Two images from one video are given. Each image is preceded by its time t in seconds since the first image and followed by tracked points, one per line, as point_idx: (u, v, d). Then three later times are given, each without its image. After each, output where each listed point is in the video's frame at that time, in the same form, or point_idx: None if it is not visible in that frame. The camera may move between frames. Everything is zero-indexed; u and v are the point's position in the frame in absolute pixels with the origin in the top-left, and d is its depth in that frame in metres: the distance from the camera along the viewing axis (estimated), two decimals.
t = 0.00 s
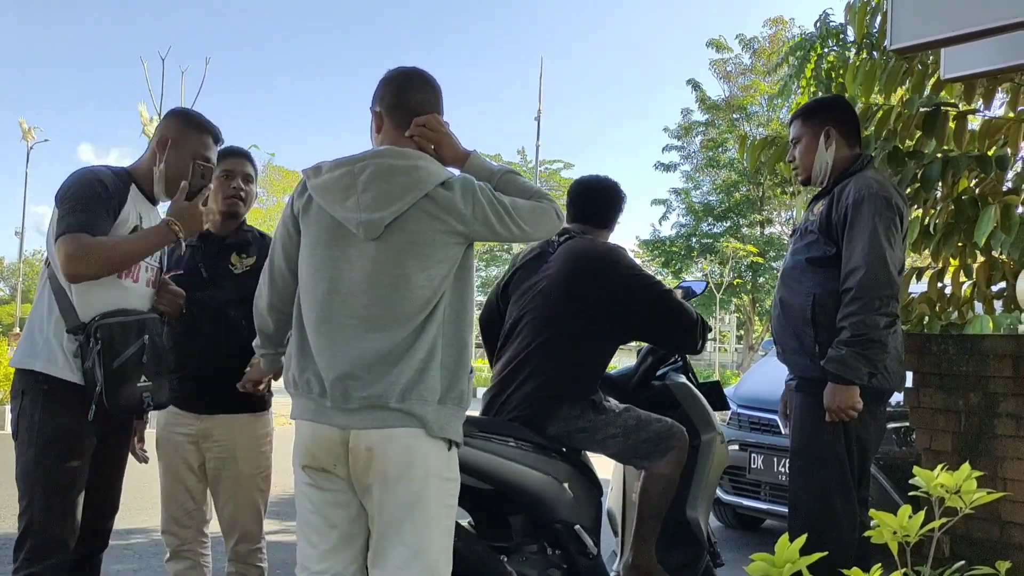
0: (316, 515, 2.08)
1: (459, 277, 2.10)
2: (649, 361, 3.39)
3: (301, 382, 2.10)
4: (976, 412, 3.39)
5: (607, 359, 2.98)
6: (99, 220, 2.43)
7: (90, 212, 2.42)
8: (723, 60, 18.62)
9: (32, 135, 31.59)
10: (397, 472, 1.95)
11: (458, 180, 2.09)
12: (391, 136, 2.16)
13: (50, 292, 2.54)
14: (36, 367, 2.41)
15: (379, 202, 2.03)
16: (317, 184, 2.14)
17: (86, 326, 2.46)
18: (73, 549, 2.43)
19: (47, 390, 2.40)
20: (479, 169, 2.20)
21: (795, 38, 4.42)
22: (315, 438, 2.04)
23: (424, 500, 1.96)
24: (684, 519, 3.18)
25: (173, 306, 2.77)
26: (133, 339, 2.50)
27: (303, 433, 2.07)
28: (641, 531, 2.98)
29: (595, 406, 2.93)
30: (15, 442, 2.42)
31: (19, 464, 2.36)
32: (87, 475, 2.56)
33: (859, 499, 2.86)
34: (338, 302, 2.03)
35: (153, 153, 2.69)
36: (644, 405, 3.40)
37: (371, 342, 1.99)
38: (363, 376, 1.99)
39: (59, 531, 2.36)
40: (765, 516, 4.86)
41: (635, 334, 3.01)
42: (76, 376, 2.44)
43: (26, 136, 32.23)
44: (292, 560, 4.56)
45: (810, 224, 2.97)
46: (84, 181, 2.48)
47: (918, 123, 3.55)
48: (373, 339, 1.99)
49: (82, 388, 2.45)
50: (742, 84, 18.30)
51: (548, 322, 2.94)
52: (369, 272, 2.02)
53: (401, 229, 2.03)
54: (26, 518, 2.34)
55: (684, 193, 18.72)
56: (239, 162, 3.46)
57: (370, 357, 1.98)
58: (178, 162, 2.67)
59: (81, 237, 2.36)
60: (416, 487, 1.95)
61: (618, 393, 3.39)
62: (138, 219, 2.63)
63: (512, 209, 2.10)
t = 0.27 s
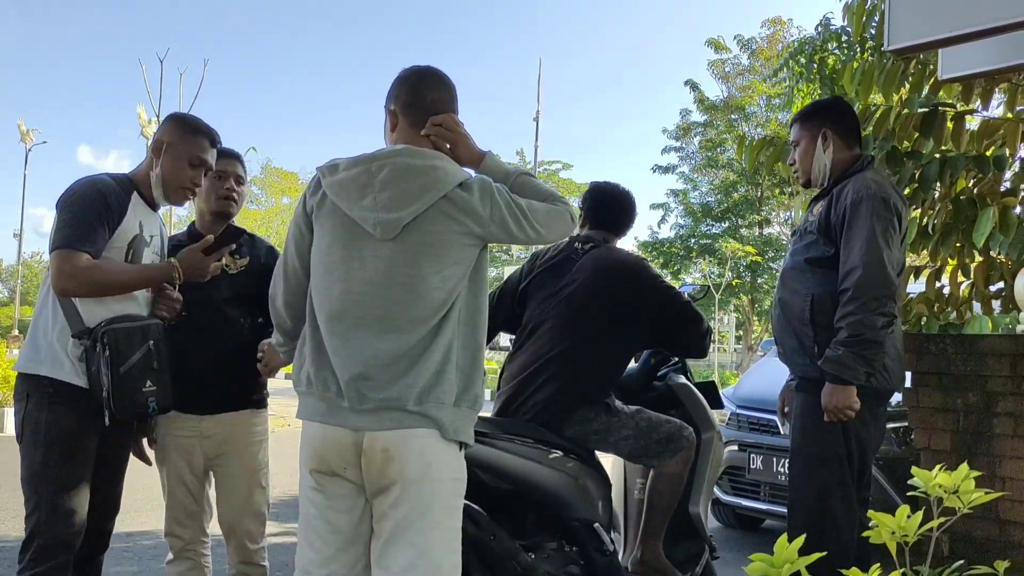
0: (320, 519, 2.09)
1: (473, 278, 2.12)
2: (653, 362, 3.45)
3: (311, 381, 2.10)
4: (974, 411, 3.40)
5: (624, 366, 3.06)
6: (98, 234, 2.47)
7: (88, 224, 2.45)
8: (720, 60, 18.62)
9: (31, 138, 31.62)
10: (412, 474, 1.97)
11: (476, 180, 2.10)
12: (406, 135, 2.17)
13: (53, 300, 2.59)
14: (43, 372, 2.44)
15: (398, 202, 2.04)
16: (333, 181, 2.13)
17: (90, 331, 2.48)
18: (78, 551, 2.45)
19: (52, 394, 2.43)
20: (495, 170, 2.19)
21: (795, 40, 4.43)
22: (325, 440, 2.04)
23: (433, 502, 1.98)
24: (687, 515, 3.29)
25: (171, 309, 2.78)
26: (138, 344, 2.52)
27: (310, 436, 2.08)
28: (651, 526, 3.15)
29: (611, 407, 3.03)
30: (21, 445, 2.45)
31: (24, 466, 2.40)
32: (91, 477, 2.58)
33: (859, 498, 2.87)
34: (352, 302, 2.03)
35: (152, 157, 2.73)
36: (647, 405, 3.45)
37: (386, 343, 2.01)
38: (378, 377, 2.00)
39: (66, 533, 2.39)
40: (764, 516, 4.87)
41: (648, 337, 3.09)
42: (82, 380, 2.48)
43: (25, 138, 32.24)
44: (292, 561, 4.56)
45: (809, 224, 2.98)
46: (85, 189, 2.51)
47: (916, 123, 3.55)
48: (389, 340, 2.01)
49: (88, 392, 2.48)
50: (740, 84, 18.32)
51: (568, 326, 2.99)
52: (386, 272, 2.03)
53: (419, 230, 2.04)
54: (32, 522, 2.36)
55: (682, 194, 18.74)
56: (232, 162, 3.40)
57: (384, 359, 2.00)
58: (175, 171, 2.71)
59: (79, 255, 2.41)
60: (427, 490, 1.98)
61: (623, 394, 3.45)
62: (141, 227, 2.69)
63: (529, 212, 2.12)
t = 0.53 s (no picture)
0: (325, 523, 2.11)
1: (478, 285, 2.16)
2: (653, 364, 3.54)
3: (318, 386, 2.12)
4: (972, 413, 3.41)
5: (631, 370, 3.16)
6: (100, 236, 2.47)
7: (89, 227, 2.45)
8: (719, 61, 18.62)
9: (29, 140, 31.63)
10: (421, 480, 2.01)
11: (484, 189, 2.13)
12: (414, 138, 2.18)
13: (55, 304, 2.59)
14: (49, 376, 2.44)
15: (407, 210, 2.06)
16: (341, 187, 2.14)
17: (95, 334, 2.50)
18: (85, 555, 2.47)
19: (60, 399, 2.43)
20: (501, 179, 2.25)
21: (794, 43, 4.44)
22: (332, 444, 2.07)
23: (439, 505, 2.03)
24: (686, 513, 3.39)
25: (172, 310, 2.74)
26: (143, 346, 2.53)
27: (317, 440, 2.10)
28: (655, 524, 3.24)
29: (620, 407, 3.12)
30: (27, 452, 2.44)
31: (32, 473, 2.39)
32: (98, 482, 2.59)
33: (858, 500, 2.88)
34: (362, 309, 2.06)
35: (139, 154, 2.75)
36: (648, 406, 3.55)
37: (396, 351, 2.04)
38: (387, 385, 2.03)
39: (75, 538, 2.40)
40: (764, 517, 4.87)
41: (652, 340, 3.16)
42: (89, 384, 2.48)
43: (23, 141, 32.21)
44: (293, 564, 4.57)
45: (810, 226, 2.98)
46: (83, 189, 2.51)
47: (914, 125, 3.56)
48: (398, 348, 2.04)
49: (96, 396, 2.49)
50: (739, 85, 18.34)
51: (577, 333, 3.05)
52: (394, 280, 2.06)
53: (429, 238, 2.07)
54: (41, 528, 2.37)
55: (681, 196, 18.76)
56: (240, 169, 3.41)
57: (392, 367, 2.03)
58: (164, 164, 2.73)
59: (81, 260, 2.41)
60: (433, 495, 2.02)
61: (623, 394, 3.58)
62: (140, 226, 2.70)
63: (535, 221, 2.15)
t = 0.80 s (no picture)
0: (328, 526, 2.12)
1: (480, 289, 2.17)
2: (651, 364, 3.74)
3: (322, 392, 2.12)
4: (971, 414, 3.40)
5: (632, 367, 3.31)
6: (99, 231, 2.46)
7: (86, 224, 2.44)
8: (717, 63, 18.64)
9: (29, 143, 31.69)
10: (425, 481, 2.02)
11: (486, 193, 2.14)
12: (413, 143, 2.19)
13: (57, 305, 2.58)
14: (58, 379, 2.44)
15: (411, 214, 2.07)
16: (343, 193, 2.14)
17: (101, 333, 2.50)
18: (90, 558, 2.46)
19: (69, 401, 2.43)
20: (502, 182, 2.27)
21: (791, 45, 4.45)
22: (335, 447, 2.07)
23: (442, 507, 2.05)
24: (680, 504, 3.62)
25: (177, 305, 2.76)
26: (148, 341, 2.54)
27: (320, 443, 2.10)
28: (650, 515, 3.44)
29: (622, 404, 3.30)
30: (33, 455, 2.43)
31: (39, 476, 2.38)
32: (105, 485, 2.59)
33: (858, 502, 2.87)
34: (366, 313, 2.06)
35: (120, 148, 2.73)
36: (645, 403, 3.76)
37: (399, 355, 2.04)
38: (391, 389, 2.03)
39: (80, 541, 2.39)
40: (763, 518, 4.87)
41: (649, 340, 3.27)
42: (99, 387, 2.49)
43: (22, 143, 32.24)
44: (292, 567, 4.56)
45: (813, 228, 2.97)
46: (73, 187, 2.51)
47: (913, 127, 3.56)
48: (402, 351, 2.04)
49: (104, 397, 2.50)
50: (737, 87, 18.36)
51: (585, 339, 3.14)
52: (398, 283, 2.06)
53: (432, 242, 2.08)
54: (47, 531, 2.36)
55: (679, 198, 18.79)
56: (266, 174, 3.42)
57: (397, 370, 2.04)
58: (147, 154, 2.71)
59: (99, 257, 2.43)
60: (436, 497, 2.03)
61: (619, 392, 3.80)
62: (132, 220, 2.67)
63: (536, 225, 2.19)
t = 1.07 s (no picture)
0: (330, 528, 2.11)
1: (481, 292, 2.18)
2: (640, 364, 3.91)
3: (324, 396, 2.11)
4: (972, 414, 3.41)
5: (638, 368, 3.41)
6: (96, 229, 2.40)
7: (81, 226, 2.38)
8: (715, 64, 18.66)
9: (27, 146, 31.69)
10: (427, 482, 2.03)
11: (488, 196, 2.16)
12: (414, 143, 2.19)
13: (61, 311, 2.52)
14: (71, 385, 2.41)
15: (414, 216, 2.08)
16: (346, 196, 2.15)
17: (115, 336, 2.46)
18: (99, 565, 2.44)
19: (82, 406, 2.40)
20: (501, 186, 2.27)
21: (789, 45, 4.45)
22: (336, 448, 2.06)
23: (442, 508, 2.06)
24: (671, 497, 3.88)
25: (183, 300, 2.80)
26: (166, 339, 2.55)
27: (321, 444, 2.10)
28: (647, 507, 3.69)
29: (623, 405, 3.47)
30: (43, 460, 2.39)
31: (49, 482, 2.36)
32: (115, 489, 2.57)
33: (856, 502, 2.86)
34: (369, 315, 2.06)
35: (103, 143, 2.69)
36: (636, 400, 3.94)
37: (402, 357, 2.04)
38: (394, 391, 2.03)
39: (89, 549, 2.37)
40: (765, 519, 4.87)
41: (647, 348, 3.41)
42: (114, 391, 2.46)
43: (20, 147, 32.22)
44: (293, 570, 4.54)
45: (811, 230, 2.98)
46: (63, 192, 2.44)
47: (912, 126, 3.56)
48: (405, 354, 2.04)
49: (118, 402, 2.46)
50: (735, 88, 18.37)
51: (593, 344, 3.26)
52: (402, 285, 2.07)
53: (434, 243, 2.09)
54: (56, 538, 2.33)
55: (678, 199, 18.81)
56: (290, 173, 3.43)
57: (400, 372, 2.04)
58: (134, 146, 2.68)
59: (101, 260, 2.36)
60: (435, 499, 2.05)
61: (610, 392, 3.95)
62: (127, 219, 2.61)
63: (537, 231, 2.21)
